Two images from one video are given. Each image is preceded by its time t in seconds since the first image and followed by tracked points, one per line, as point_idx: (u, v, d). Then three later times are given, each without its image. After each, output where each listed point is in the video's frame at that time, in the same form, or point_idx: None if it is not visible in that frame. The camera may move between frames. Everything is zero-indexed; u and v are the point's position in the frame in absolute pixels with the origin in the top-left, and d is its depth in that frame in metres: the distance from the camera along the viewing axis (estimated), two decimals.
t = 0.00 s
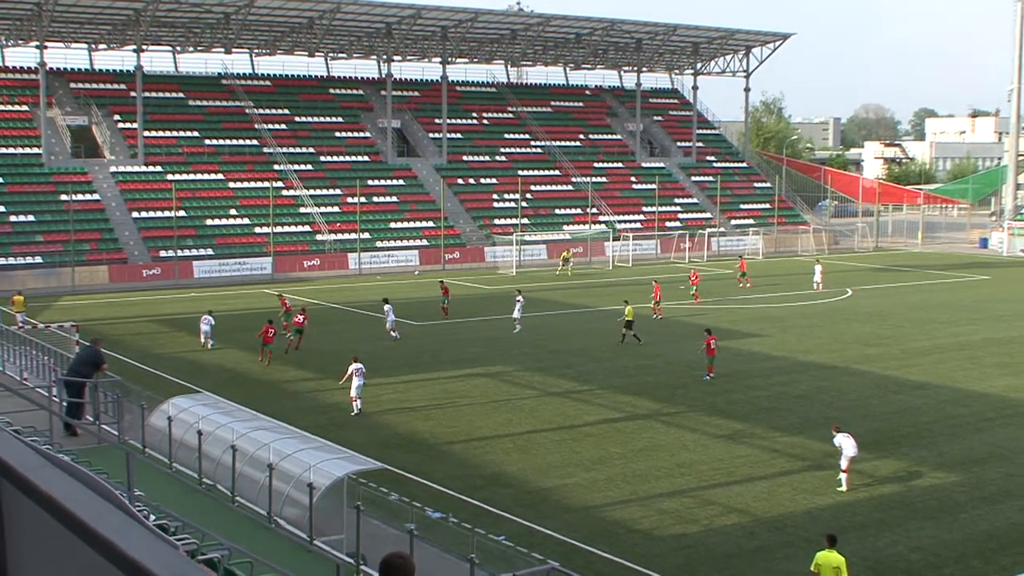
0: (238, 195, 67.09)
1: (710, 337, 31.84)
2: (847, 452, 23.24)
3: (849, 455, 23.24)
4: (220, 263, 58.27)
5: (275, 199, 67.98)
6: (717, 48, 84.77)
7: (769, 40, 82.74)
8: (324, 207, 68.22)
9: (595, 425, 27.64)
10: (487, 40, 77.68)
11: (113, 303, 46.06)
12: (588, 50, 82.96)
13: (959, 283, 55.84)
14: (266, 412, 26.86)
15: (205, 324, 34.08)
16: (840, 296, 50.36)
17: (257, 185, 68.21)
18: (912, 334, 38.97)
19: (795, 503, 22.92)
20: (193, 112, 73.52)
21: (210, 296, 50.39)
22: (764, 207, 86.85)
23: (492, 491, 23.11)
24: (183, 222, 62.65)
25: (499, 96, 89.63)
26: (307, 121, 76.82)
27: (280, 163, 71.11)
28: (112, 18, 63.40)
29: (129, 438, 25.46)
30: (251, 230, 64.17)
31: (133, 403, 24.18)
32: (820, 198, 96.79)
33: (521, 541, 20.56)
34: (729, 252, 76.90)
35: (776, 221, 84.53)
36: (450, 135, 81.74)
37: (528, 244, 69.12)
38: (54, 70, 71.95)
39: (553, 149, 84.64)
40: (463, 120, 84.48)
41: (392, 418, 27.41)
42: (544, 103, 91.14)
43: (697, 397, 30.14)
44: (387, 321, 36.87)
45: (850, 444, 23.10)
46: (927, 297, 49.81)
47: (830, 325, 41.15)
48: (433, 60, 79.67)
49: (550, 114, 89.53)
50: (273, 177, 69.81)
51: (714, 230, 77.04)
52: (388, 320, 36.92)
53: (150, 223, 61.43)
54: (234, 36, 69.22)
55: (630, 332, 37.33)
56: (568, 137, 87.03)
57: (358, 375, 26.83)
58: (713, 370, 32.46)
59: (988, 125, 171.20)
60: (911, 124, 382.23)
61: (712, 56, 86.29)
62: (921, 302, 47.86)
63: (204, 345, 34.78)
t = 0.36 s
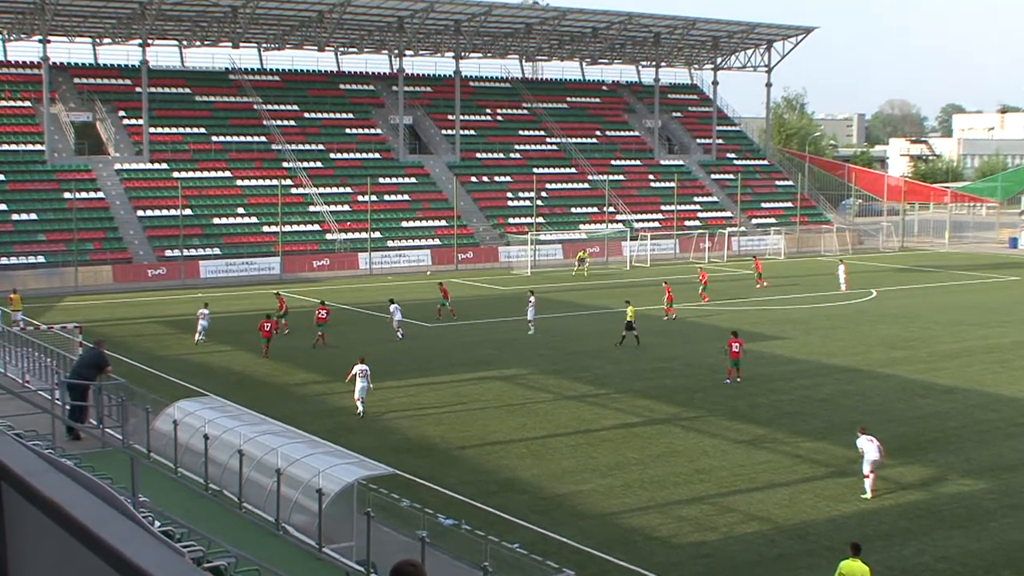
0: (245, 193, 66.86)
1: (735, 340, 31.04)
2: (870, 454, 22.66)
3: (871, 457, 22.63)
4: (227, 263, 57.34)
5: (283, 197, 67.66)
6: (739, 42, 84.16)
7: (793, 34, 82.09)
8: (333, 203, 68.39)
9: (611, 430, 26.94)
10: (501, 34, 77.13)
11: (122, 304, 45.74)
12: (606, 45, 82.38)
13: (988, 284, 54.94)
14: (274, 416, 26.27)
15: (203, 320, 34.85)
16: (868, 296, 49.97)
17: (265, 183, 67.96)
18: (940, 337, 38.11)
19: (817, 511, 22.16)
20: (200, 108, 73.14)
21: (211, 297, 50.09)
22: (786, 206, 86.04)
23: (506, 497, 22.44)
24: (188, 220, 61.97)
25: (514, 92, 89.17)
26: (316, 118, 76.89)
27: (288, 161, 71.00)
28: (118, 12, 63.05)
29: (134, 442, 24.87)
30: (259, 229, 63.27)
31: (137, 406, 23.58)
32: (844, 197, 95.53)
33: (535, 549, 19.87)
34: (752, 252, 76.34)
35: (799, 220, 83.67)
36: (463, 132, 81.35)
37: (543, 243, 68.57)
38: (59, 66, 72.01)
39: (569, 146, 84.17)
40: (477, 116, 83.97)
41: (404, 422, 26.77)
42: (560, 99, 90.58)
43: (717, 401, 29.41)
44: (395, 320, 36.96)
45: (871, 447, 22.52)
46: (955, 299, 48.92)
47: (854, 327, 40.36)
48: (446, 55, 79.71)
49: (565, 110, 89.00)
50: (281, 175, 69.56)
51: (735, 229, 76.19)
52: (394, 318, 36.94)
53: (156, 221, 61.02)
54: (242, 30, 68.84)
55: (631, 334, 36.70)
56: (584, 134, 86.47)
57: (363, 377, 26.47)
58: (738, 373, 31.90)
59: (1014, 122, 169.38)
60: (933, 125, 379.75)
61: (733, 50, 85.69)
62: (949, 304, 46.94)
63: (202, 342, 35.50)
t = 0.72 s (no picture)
0: (241, 187, 65.58)
1: (763, 341, 29.86)
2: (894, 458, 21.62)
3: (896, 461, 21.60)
4: (222, 262, 56.93)
5: (282, 192, 66.49)
6: (761, 29, 82.89)
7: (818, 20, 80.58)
8: (333, 199, 67.05)
9: (627, 438, 25.73)
10: (510, 20, 75.88)
11: (115, 305, 45.01)
12: (621, 31, 81.14)
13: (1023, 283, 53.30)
14: (273, 423, 25.18)
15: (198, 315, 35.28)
16: (899, 296, 48.98)
17: (263, 177, 66.72)
18: (973, 340, 36.67)
19: (844, 523, 20.85)
20: (191, 98, 72.56)
21: (211, 297, 49.09)
22: (811, 202, 84.60)
23: (516, 508, 21.24)
24: (181, 216, 61.16)
25: (525, 81, 87.91)
26: (316, 109, 75.85)
27: (286, 154, 69.59)
28: None
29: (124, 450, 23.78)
30: (257, 226, 62.29)
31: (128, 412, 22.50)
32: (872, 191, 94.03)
33: (546, 564, 18.65)
34: (776, 250, 74.96)
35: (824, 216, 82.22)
36: (471, 124, 80.23)
37: (556, 241, 67.34)
38: (45, 53, 71.38)
39: (582, 138, 82.84)
40: (485, 107, 82.81)
41: (410, 429, 25.62)
42: (573, 89, 89.27)
43: (738, 407, 28.16)
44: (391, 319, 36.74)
45: (897, 450, 21.45)
46: (989, 300, 47.41)
47: (883, 330, 38.98)
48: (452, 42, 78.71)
49: (578, 100, 87.69)
50: (279, 169, 68.27)
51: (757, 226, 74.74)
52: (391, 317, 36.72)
53: (148, 218, 60.05)
54: (237, 15, 67.85)
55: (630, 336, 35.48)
56: (599, 126, 85.11)
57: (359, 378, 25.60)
58: (763, 377, 30.38)
59: None
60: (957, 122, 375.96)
61: (755, 37, 84.48)
62: (981, 305, 45.43)
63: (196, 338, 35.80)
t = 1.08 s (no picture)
0: (241, 185, 64.99)
1: (785, 344, 29.12)
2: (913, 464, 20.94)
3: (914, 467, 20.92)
4: (221, 263, 56.44)
5: (283, 189, 66.05)
6: (780, 21, 82.27)
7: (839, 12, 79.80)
8: (336, 197, 66.55)
9: (640, 445, 24.90)
10: (520, 12, 74.97)
11: (113, 306, 44.51)
12: (636, 23, 80.38)
13: None
14: (275, 429, 24.45)
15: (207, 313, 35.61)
16: (921, 296, 48.73)
17: (263, 175, 66.46)
18: (1000, 344, 35.67)
19: (867, 534, 19.93)
20: (190, 93, 71.76)
21: (213, 297, 48.61)
22: (832, 200, 83.67)
23: (527, 518, 20.43)
24: (180, 216, 60.88)
25: (536, 76, 87.15)
26: (319, 104, 75.29)
27: (288, 151, 69.15)
28: None
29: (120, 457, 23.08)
30: (257, 224, 62.37)
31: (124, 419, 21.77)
32: (896, 189, 92.75)
33: None
34: (797, 251, 74.20)
35: (846, 215, 81.40)
36: (479, 120, 79.21)
37: (568, 241, 66.53)
38: (38, 46, 70.82)
39: (594, 134, 81.93)
40: (495, 102, 81.97)
41: (416, 436, 24.88)
42: (586, 84, 88.38)
43: (756, 413, 27.31)
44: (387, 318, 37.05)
45: (912, 458, 20.83)
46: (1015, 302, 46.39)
47: (908, 333, 38.07)
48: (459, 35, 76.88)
49: (591, 96, 86.81)
50: (281, 166, 67.89)
51: (776, 226, 73.81)
52: (387, 316, 36.83)
53: (145, 217, 59.65)
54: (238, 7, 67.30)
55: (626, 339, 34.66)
56: (612, 122, 84.21)
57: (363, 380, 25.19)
58: (784, 379, 29.59)
59: None
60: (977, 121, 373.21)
61: (774, 30, 83.86)
62: (1008, 308, 44.40)
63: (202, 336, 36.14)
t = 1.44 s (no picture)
0: (242, 182, 64.95)
1: (802, 343, 28.93)
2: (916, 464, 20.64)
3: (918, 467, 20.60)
4: (221, 262, 56.00)
5: (285, 187, 65.78)
6: (793, 15, 81.62)
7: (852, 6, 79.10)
8: (339, 194, 66.21)
9: (649, 448, 24.43)
10: (527, 6, 74.23)
11: (110, 306, 44.20)
12: (646, 18, 79.90)
13: None
14: (276, 432, 24.05)
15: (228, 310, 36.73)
16: (939, 296, 48.17)
17: (264, 172, 66.22)
18: (1019, 346, 35.09)
19: (882, 539, 19.40)
20: (191, 88, 71.33)
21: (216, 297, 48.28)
22: (845, 198, 83.02)
23: (534, 522, 19.96)
24: (179, 214, 60.52)
25: (543, 71, 86.60)
26: (322, 100, 75.04)
27: (290, 148, 68.90)
28: None
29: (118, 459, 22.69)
30: (258, 222, 62.06)
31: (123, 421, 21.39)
32: (912, 186, 91.90)
33: None
34: (809, 250, 73.56)
35: (859, 214, 80.78)
36: (485, 116, 78.79)
37: (576, 240, 65.99)
38: (34, 40, 70.60)
39: (603, 131, 81.39)
40: (501, 98, 81.42)
41: (421, 439, 24.44)
42: (594, 79, 87.82)
43: (767, 416, 26.84)
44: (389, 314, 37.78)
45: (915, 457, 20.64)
46: None
47: (923, 334, 37.52)
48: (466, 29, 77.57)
49: (599, 91, 86.28)
50: (282, 163, 67.56)
51: (788, 226, 73.26)
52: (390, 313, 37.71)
53: (143, 214, 59.38)
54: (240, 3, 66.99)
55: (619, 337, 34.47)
56: (621, 118, 83.67)
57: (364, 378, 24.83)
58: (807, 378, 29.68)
59: None
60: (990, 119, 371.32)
61: (786, 24, 83.29)
62: None
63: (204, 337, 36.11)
